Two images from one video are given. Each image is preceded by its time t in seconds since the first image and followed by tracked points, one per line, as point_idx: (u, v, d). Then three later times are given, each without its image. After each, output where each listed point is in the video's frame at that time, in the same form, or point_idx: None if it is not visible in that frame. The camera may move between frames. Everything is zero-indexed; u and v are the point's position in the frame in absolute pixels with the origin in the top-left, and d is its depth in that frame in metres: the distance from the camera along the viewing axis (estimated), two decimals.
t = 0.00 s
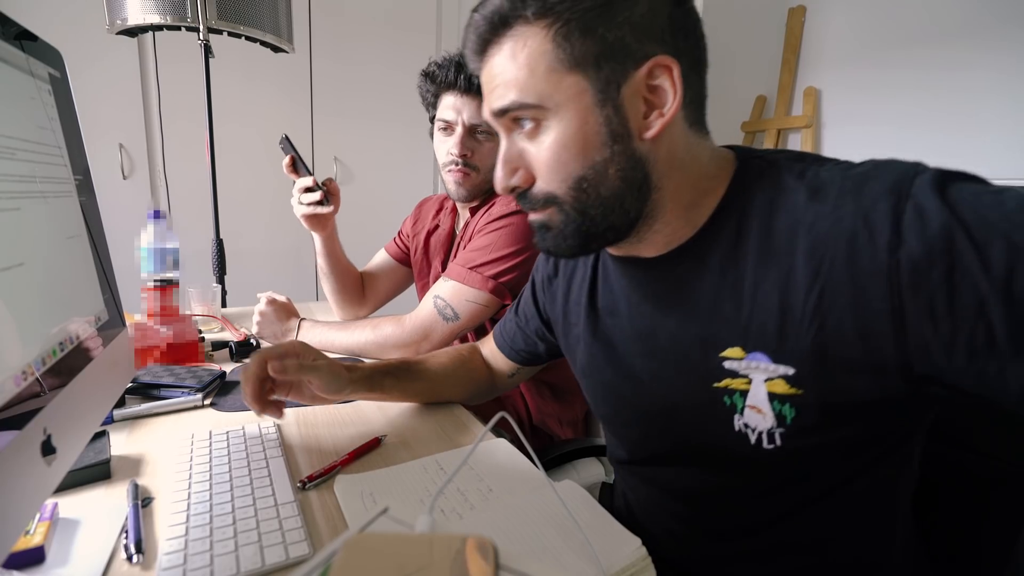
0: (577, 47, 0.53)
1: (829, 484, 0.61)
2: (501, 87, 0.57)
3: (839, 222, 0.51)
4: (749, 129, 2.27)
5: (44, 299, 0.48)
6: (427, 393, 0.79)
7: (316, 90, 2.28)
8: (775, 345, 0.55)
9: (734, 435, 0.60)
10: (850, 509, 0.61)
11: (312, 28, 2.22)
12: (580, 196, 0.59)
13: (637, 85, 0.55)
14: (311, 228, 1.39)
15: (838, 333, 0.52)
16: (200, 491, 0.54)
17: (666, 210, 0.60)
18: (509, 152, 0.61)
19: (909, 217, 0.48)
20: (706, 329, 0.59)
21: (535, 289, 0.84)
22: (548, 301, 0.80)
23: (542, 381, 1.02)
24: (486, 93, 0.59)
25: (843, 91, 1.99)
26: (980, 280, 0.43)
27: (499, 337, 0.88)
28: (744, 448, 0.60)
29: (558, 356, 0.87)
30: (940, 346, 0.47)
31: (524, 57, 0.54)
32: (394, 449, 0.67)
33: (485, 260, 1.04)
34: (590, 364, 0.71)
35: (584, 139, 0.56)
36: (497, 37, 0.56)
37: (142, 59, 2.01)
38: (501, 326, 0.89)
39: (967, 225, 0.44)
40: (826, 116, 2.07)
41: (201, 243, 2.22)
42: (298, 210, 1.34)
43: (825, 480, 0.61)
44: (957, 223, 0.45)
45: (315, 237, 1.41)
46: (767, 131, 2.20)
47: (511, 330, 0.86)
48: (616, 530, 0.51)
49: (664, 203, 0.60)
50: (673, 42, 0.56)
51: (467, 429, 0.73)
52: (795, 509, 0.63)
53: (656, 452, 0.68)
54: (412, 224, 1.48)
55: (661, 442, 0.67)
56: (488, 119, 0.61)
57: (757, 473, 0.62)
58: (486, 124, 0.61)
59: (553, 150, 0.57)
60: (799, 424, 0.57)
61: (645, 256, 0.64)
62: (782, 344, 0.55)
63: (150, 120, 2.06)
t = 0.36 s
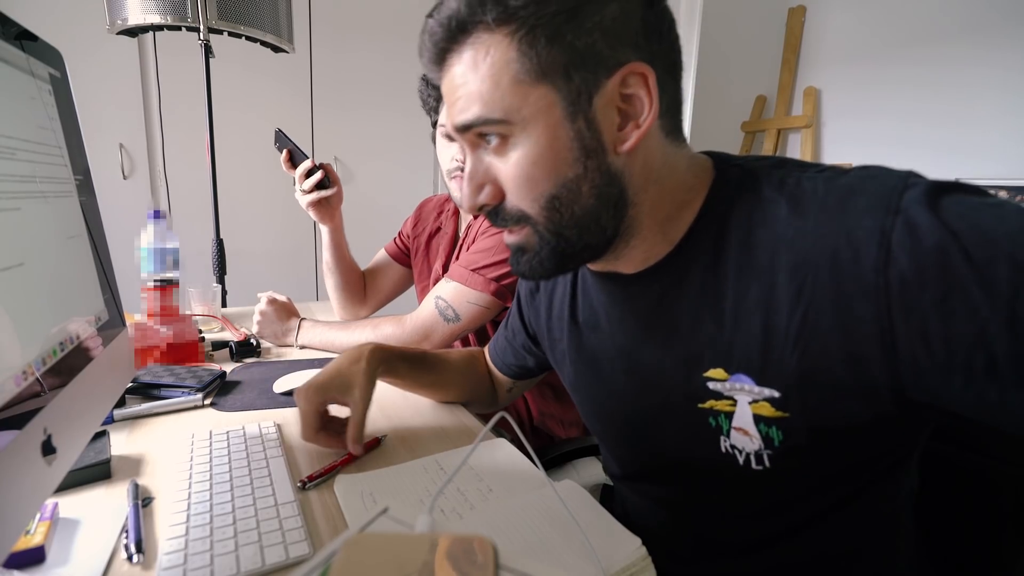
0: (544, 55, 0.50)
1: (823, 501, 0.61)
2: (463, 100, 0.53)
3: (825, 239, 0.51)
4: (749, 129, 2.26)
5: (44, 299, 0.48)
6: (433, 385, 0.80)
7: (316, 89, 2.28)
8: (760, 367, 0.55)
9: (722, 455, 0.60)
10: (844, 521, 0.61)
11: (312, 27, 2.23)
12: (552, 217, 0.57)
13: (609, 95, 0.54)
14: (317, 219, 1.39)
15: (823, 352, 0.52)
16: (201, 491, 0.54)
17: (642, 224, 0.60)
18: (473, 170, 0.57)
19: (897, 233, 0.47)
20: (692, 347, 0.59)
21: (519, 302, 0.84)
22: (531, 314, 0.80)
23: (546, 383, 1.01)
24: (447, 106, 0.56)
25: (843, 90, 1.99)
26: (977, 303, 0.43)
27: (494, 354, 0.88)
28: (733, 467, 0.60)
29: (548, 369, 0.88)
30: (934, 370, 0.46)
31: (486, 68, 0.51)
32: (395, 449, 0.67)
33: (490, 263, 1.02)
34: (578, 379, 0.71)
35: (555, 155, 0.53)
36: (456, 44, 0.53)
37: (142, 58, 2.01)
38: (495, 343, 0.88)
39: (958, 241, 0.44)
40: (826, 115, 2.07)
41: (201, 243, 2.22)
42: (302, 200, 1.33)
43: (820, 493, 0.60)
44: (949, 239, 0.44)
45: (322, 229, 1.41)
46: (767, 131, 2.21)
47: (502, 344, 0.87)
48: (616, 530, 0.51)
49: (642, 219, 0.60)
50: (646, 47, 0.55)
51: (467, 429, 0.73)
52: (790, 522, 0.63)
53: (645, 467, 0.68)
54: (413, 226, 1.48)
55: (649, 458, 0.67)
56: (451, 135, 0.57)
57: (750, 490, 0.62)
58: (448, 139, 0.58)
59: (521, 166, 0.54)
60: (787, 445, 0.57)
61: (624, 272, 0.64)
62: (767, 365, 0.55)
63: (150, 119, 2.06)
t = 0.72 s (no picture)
0: (553, 49, 0.51)
1: (828, 500, 0.61)
2: (470, 89, 0.53)
3: (834, 238, 0.52)
4: (749, 129, 2.27)
5: (44, 299, 0.48)
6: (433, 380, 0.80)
7: (316, 89, 2.28)
8: (768, 366, 0.55)
9: (728, 455, 0.60)
10: (849, 520, 0.61)
11: (312, 27, 2.23)
12: (555, 210, 0.57)
13: (616, 92, 0.53)
14: (318, 220, 1.39)
15: (831, 352, 0.52)
16: (201, 491, 0.54)
17: (647, 223, 0.59)
18: (478, 160, 0.57)
19: (907, 234, 0.47)
20: (697, 346, 0.59)
21: (520, 306, 0.83)
22: (533, 318, 0.80)
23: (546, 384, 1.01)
24: (455, 95, 0.56)
25: (843, 90, 1.99)
26: (988, 302, 0.43)
27: (494, 354, 0.88)
28: (739, 467, 0.60)
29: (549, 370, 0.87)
30: (943, 367, 0.47)
31: (495, 58, 0.51)
32: (395, 449, 0.67)
33: (490, 263, 1.03)
34: (582, 380, 0.71)
35: (560, 148, 0.53)
36: (467, 32, 0.53)
37: (142, 58, 2.01)
38: (498, 345, 0.88)
39: (970, 243, 0.44)
40: (826, 115, 2.07)
41: (201, 242, 2.22)
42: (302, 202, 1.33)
43: (826, 493, 0.61)
44: (960, 239, 0.45)
45: (322, 230, 1.41)
46: (767, 131, 2.21)
47: (503, 348, 0.86)
48: (617, 531, 0.51)
49: (647, 217, 0.59)
50: (658, 46, 0.55)
51: (467, 429, 0.72)
52: (793, 522, 0.63)
53: (650, 468, 0.68)
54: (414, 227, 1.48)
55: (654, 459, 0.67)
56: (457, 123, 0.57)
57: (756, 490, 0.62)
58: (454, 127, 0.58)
59: (526, 157, 0.54)
60: (794, 444, 0.57)
61: (630, 272, 0.63)
62: (775, 364, 0.55)
63: (150, 119, 2.06)
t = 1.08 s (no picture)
0: (573, 44, 0.51)
1: (832, 494, 0.61)
2: (490, 81, 0.54)
3: (839, 232, 0.52)
4: (749, 129, 2.26)
5: (43, 300, 0.48)
6: (439, 388, 0.80)
7: (317, 89, 2.28)
8: (774, 357, 0.55)
9: (732, 445, 0.60)
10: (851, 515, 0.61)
11: (312, 27, 2.23)
12: (571, 200, 0.57)
13: (633, 86, 0.54)
14: (316, 224, 1.38)
15: (837, 345, 0.52)
16: (201, 491, 0.54)
17: (658, 216, 0.59)
18: (496, 151, 0.58)
19: (913, 227, 0.48)
20: (704, 338, 0.59)
21: (529, 297, 0.84)
22: (544, 311, 0.80)
23: (545, 383, 1.01)
24: (474, 88, 0.57)
25: (843, 90, 1.99)
26: (990, 296, 0.43)
27: (497, 343, 0.89)
28: (744, 459, 0.60)
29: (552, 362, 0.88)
30: (946, 360, 0.47)
31: (515, 51, 0.52)
32: (394, 448, 0.67)
33: (490, 263, 1.03)
34: (588, 373, 0.71)
35: (577, 140, 0.54)
36: (488, 27, 0.54)
37: (142, 58, 2.01)
38: (501, 332, 0.88)
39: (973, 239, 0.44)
40: (826, 115, 2.07)
41: (201, 242, 2.22)
42: (301, 207, 1.32)
43: (829, 488, 0.60)
44: (962, 234, 0.45)
45: (321, 233, 1.41)
46: (767, 131, 2.21)
47: (507, 337, 0.87)
48: (617, 530, 0.51)
49: (659, 209, 0.59)
50: (672, 44, 0.55)
51: (467, 429, 0.72)
52: (796, 516, 0.63)
53: (654, 462, 0.68)
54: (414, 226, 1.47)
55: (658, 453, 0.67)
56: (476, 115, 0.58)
57: (759, 484, 0.62)
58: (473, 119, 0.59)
59: (544, 148, 0.55)
60: (800, 434, 0.56)
61: (640, 264, 0.64)
62: (781, 357, 0.55)
63: (150, 119, 2.06)
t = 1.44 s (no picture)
0: (561, 48, 0.51)
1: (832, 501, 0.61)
2: (485, 88, 0.55)
3: (830, 235, 0.52)
4: (749, 129, 2.26)
5: (43, 299, 0.48)
6: (435, 388, 0.80)
7: (316, 89, 2.28)
8: (768, 359, 0.55)
9: (727, 446, 0.60)
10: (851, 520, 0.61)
11: (312, 27, 2.23)
12: (566, 203, 0.58)
13: (622, 87, 0.53)
14: (321, 222, 1.38)
15: (830, 346, 0.52)
16: (201, 490, 0.54)
17: (655, 214, 0.59)
18: (493, 155, 0.59)
19: (904, 228, 0.48)
20: (700, 339, 0.60)
21: (533, 294, 0.84)
22: (549, 308, 0.80)
23: (544, 383, 1.02)
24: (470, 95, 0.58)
25: (843, 90, 1.99)
26: (981, 300, 0.43)
27: (498, 339, 0.89)
28: (737, 462, 0.60)
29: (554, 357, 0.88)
30: (937, 364, 0.46)
31: (507, 57, 0.53)
32: (394, 449, 0.67)
33: (490, 263, 1.03)
34: (591, 371, 0.71)
35: (569, 143, 0.54)
36: (478, 34, 0.55)
37: (142, 58, 2.01)
38: (502, 329, 0.89)
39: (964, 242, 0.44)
40: (826, 115, 2.07)
41: (201, 242, 2.22)
42: (306, 203, 1.33)
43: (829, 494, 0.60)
44: (954, 236, 0.45)
45: (326, 232, 1.41)
46: (768, 131, 2.21)
47: (509, 332, 0.87)
48: (617, 531, 0.51)
49: (655, 210, 0.59)
50: (662, 44, 0.55)
51: (467, 429, 0.72)
52: (798, 521, 0.63)
53: (651, 463, 0.69)
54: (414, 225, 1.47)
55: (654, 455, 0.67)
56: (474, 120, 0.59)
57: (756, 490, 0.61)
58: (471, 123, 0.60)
59: (537, 152, 0.55)
60: (792, 439, 0.56)
61: (639, 264, 0.64)
62: (774, 359, 0.55)
63: (150, 119, 2.06)
